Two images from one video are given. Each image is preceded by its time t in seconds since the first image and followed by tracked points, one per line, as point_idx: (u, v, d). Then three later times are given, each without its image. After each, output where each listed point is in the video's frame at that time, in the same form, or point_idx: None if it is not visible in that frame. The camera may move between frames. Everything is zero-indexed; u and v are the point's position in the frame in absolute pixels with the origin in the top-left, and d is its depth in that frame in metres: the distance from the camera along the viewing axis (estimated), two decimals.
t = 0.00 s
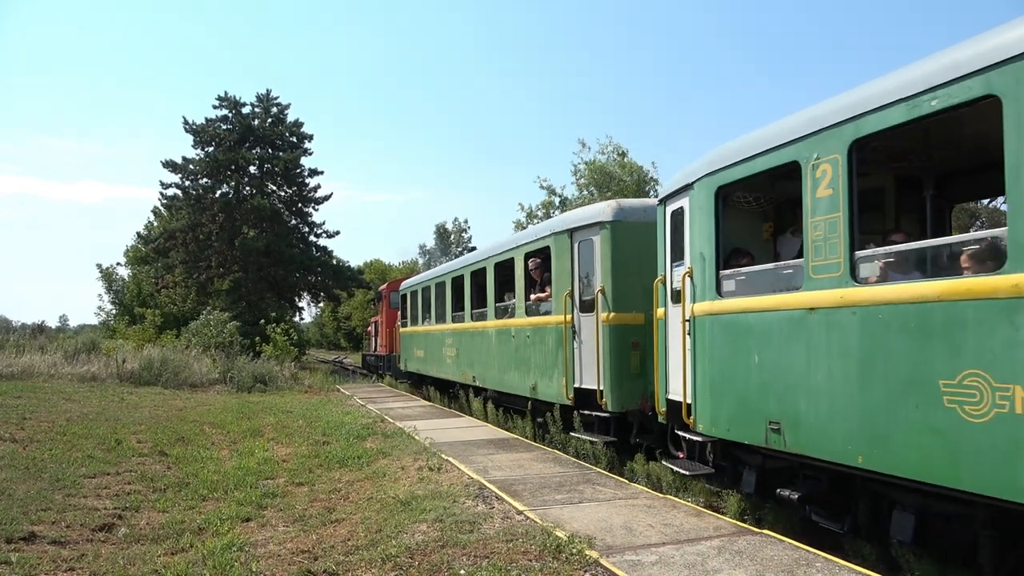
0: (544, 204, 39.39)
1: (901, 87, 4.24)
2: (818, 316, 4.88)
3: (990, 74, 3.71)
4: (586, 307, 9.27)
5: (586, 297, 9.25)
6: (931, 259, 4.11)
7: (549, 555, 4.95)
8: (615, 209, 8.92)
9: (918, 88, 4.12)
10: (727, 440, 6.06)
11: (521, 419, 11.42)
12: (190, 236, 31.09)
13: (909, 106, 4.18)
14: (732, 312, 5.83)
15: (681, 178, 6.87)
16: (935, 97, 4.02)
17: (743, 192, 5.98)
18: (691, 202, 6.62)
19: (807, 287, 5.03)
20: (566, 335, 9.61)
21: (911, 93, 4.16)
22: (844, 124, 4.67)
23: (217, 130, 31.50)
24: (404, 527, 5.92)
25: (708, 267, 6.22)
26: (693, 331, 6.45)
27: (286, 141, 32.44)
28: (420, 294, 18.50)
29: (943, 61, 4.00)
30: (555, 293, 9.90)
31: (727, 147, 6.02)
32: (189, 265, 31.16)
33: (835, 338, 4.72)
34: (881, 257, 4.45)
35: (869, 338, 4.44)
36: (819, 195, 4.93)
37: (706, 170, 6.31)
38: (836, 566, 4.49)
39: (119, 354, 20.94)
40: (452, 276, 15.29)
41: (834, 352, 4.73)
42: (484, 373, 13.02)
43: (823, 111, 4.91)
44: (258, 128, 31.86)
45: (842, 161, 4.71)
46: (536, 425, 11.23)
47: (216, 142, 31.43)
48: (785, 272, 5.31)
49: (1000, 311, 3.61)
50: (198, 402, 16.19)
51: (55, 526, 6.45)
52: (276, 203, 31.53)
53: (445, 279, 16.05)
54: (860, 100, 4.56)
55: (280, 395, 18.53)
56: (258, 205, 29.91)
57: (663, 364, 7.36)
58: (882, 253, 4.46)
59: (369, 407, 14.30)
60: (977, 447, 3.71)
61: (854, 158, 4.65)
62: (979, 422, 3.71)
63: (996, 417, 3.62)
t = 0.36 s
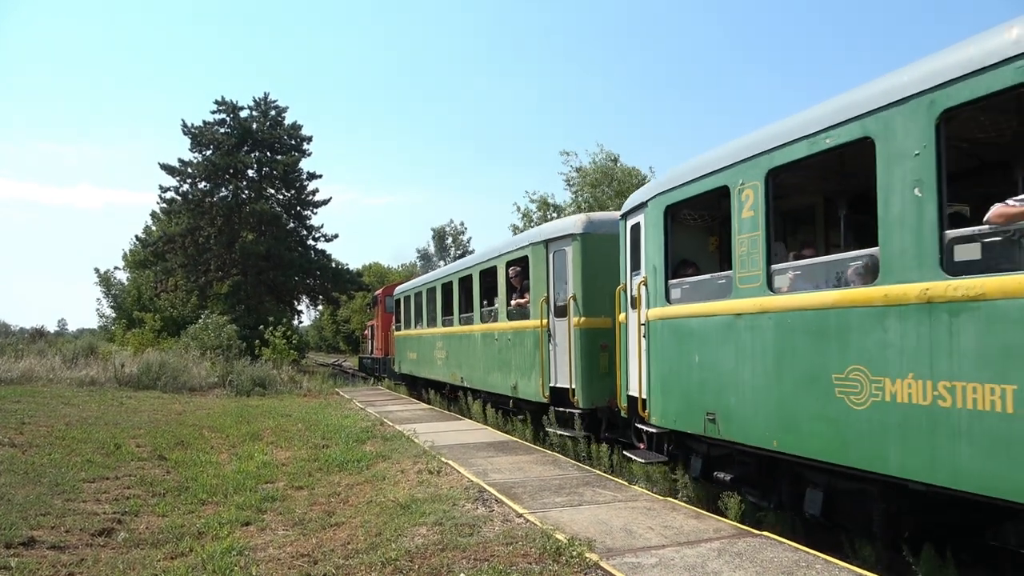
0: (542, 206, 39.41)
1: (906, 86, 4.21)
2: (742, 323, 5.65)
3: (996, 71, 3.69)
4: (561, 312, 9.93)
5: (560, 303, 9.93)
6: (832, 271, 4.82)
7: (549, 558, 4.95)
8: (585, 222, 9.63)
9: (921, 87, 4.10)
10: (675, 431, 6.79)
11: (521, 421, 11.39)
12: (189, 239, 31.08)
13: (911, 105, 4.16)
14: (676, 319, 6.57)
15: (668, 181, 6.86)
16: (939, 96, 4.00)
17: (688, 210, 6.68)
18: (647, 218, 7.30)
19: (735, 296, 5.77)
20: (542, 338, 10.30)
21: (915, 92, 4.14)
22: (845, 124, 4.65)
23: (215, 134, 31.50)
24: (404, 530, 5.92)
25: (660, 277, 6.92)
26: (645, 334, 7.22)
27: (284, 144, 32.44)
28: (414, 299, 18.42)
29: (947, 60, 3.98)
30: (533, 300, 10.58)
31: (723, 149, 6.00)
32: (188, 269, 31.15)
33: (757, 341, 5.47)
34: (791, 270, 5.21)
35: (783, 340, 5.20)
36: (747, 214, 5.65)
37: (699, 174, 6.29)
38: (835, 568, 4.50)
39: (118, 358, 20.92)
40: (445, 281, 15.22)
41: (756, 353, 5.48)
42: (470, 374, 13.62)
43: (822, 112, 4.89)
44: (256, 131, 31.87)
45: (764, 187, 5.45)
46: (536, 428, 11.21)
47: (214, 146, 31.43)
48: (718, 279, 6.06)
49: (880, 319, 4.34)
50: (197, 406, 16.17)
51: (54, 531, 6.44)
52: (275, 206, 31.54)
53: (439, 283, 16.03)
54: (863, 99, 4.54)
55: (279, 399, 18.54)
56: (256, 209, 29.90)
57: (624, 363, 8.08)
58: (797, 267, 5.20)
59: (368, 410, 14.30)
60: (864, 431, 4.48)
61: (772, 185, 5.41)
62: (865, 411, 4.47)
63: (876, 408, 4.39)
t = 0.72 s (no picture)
0: (542, 208, 39.49)
1: (905, 86, 4.08)
2: (679, 327, 6.31)
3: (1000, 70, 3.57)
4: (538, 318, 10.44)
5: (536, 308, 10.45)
6: (755, 282, 5.42)
7: (549, 561, 4.95)
8: (559, 233, 10.15)
9: (921, 87, 3.97)
10: (632, 423, 7.46)
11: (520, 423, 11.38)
12: (188, 243, 31.08)
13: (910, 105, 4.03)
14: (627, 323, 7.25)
15: (657, 185, 6.74)
16: (939, 96, 3.88)
17: (643, 224, 7.24)
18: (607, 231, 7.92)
19: (674, 303, 6.46)
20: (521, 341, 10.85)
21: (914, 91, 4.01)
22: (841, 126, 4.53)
23: (214, 137, 31.52)
24: (403, 534, 5.91)
25: (619, 285, 7.49)
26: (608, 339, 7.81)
27: (282, 147, 32.46)
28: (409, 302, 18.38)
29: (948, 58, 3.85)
30: (514, 306, 11.11)
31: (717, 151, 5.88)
32: (187, 272, 31.15)
33: (691, 343, 6.14)
34: (723, 280, 5.80)
35: (710, 342, 5.87)
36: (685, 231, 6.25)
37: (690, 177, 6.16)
38: (835, 570, 4.50)
39: (117, 361, 20.92)
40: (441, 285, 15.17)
41: (689, 354, 6.16)
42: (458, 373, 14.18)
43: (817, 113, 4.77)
44: (254, 135, 31.89)
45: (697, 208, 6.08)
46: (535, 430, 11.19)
47: (212, 149, 31.44)
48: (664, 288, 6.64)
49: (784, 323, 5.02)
50: (197, 409, 16.14)
51: (53, 535, 6.43)
52: (273, 209, 31.55)
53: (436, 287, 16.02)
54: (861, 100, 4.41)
55: (279, 401, 18.53)
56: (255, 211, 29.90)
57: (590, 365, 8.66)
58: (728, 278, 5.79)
59: (368, 413, 14.29)
60: (776, 421, 5.11)
61: (704, 206, 6.01)
62: (771, 403, 5.16)
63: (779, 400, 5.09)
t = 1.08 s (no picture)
0: (542, 208, 39.50)
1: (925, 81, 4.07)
2: (633, 329, 7.18)
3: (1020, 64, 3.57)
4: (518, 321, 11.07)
5: (516, 312, 11.06)
6: (695, 291, 6.28)
7: (548, 562, 4.94)
8: (537, 243, 10.73)
9: (942, 82, 3.95)
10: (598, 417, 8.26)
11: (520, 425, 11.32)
12: (188, 244, 31.08)
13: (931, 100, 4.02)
14: (592, 325, 8.12)
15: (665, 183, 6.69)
16: (956, 92, 3.88)
17: (606, 237, 8.09)
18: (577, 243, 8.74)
19: (630, 308, 7.32)
20: (501, 343, 11.54)
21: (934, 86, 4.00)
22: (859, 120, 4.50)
23: (213, 139, 31.52)
24: (403, 535, 5.91)
25: (587, 292, 8.35)
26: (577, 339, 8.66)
27: (282, 149, 32.47)
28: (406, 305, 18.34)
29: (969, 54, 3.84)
30: (496, 310, 11.75)
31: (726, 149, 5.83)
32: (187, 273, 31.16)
33: (644, 344, 6.98)
34: (669, 288, 6.66)
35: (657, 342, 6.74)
36: (638, 244, 7.10)
37: (701, 173, 6.11)
38: (836, 571, 4.49)
39: (116, 363, 20.91)
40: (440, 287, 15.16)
41: (641, 352, 7.04)
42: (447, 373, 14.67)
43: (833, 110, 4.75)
44: (254, 136, 31.89)
45: (647, 224, 6.94)
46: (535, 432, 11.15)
47: (212, 151, 31.44)
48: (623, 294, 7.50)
49: (714, 326, 5.89)
50: (196, 411, 16.13)
51: (53, 537, 6.42)
52: (273, 211, 31.56)
53: (434, 288, 16.01)
54: (878, 95, 4.39)
55: (278, 403, 18.52)
56: (255, 213, 29.90)
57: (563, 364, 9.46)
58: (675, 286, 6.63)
59: (367, 415, 14.28)
60: (709, 411, 5.97)
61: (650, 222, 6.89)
62: (705, 396, 6.02)
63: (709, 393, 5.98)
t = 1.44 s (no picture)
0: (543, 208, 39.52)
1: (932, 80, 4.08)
2: (596, 332, 8.02)
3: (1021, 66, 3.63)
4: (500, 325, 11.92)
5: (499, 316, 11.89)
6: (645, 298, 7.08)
7: (549, 564, 4.94)
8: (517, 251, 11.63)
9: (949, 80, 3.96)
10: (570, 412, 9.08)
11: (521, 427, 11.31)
12: (187, 246, 31.07)
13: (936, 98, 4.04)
14: (562, 329, 8.93)
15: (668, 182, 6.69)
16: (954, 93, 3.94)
17: (575, 249, 8.87)
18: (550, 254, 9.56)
19: (593, 314, 8.18)
20: (485, 345, 12.43)
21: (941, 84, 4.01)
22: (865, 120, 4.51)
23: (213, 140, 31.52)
24: (403, 537, 5.91)
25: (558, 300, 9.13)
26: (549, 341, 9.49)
27: (282, 150, 32.50)
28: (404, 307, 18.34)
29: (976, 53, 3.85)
30: (480, 314, 12.64)
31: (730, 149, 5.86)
32: (187, 275, 31.17)
33: (605, 345, 7.82)
34: (624, 296, 7.47)
35: (615, 344, 7.60)
36: (599, 256, 7.95)
37: (705, 172, 6.12)
38: (836, 573, 4.49)
39: (116, 364, 20.91)
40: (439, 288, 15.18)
41: (603, 354, 7.89)
42: (437, 373, 15.39)
43: (837, 110, 4.76)
44: (254, 137, 31.91)
45: (607, 239, 7.77)
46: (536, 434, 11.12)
47: (212, 152, 31.46)
48: (587, 301, 8.37)
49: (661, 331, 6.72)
50: (196, 412, 16.11)
51: (52, 539, 6.42)
52: (273, 212, 31.59)
53: (434, 290, 16.03)
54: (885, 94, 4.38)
55: (278, 405, 18.52)
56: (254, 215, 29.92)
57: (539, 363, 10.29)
58: (629, 293, 7.44)
59: (367, 416, 14.28)
60: (657, 404, 6.84)
61: (609, 238, 7.73)
62: (654, 391, 6.89)
63: (657, 389, 6.84)
